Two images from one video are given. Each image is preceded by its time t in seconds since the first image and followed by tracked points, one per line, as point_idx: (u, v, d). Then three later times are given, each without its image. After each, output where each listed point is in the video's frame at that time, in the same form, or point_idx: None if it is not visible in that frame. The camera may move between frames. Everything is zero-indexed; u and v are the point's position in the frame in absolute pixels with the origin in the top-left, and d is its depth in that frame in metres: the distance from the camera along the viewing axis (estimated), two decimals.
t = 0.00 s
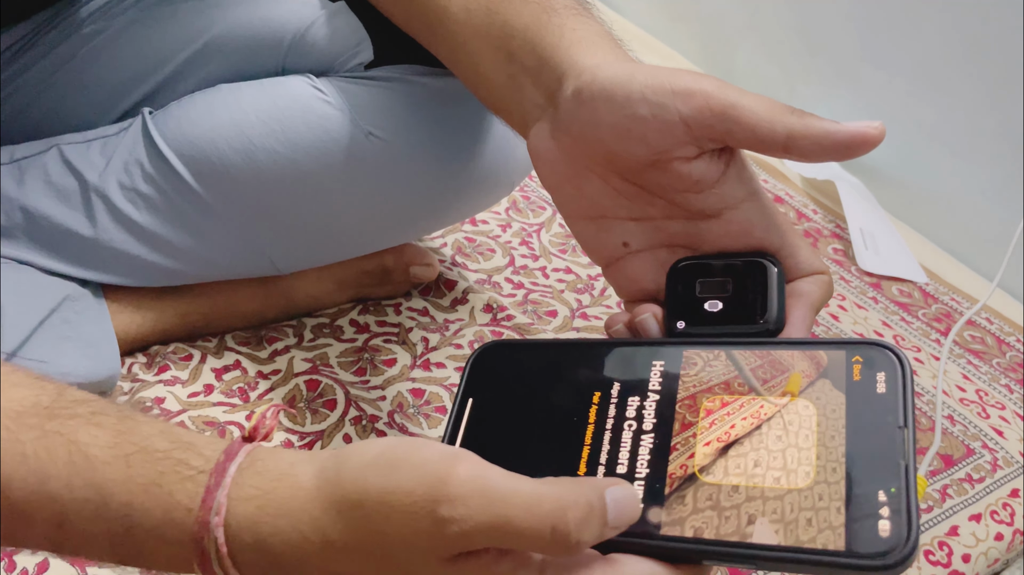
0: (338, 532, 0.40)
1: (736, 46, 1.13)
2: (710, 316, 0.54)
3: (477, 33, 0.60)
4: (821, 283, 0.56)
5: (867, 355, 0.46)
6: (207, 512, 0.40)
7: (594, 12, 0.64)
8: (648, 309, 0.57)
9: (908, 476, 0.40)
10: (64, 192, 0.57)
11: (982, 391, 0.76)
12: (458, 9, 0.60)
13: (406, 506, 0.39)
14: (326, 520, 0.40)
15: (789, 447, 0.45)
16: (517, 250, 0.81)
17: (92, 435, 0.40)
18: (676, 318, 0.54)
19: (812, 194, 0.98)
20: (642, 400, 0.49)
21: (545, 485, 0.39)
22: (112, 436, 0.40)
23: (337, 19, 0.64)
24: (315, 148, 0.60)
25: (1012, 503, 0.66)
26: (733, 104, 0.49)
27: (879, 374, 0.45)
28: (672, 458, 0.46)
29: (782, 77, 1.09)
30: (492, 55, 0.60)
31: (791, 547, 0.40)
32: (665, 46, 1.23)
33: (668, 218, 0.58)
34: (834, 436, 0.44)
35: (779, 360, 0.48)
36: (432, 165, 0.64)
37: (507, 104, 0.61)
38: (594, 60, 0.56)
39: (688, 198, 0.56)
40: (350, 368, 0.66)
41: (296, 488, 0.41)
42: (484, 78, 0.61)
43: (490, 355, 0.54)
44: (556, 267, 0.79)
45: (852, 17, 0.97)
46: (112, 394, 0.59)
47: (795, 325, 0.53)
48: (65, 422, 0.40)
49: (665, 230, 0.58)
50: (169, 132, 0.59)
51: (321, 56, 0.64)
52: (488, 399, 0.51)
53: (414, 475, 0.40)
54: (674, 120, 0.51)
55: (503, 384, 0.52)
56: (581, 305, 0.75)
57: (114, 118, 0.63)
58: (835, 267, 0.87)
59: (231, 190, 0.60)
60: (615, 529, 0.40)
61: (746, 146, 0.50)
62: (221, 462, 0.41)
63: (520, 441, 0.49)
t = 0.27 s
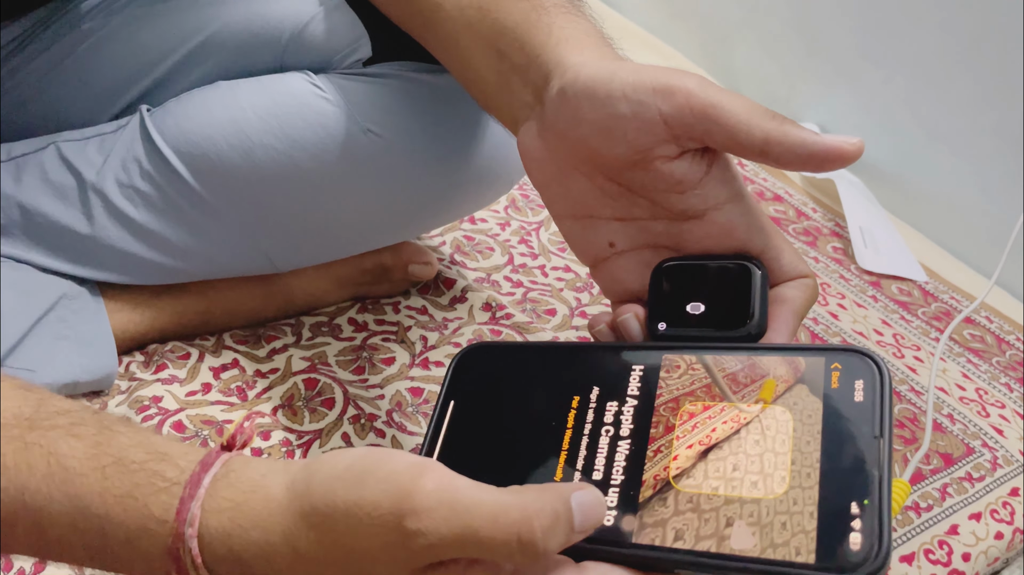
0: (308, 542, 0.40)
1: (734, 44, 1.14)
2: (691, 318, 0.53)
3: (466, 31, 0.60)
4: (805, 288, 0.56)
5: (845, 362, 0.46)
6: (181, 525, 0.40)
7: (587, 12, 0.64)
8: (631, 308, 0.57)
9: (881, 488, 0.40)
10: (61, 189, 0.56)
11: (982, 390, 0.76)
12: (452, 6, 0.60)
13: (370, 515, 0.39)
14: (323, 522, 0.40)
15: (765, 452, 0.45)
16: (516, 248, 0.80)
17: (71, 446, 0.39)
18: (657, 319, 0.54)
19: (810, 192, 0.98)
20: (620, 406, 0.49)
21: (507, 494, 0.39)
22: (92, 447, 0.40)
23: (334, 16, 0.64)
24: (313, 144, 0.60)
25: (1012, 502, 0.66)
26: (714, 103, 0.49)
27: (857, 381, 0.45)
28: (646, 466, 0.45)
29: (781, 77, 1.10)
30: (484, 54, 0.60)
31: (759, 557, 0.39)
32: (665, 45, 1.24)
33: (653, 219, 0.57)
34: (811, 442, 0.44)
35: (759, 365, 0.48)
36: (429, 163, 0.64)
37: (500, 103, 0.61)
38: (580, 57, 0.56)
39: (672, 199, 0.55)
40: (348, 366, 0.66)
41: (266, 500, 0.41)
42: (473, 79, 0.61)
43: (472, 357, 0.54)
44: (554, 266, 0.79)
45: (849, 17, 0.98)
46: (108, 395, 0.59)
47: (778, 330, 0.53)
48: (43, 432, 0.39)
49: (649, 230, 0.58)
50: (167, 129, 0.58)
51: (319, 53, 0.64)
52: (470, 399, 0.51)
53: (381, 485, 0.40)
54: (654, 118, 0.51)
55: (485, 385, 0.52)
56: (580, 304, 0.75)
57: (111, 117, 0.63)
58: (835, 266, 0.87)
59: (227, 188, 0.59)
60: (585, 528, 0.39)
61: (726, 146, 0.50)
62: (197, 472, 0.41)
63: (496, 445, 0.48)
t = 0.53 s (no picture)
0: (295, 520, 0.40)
1: (733, 43, 1.15)
2: (689, 307, 0.53)
3: (466, 25, 0.60)
4: (806, 280, 0.55)
5: (841, 351, 0.46)
6: (168, 502, 0.40)
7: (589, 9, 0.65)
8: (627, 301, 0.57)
9: (874, 475, 0.40)
10: (59, 187, 0.56)
11: (980, 388, 0.76)
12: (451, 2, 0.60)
13: (355, 490, 0.39)
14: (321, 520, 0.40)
15: (760, 439, 0.44)
16: (514, 247, 0.80)
17: (59, 425, 0.40)
18: (654, 309, 0.54)
19: (809, 190, 0.98)
20: (614, 390, 0.49)
21: (493, 466, 0.39)
22: (80, 425, 0.40)
23: (332, 13, 0.64)
24: (311, 141, 0.60)
25: (1010, 501, 0.66)
26: (715, 95, 0.49)
27: (853, 371, 0.45)
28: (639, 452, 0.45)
29: (780, 76, 1.10)
30: (484, 51, 0.60)
31: (756, 544, 0.39)
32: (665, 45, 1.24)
33: (653, 211, 0.57)
34: (803, 429, 0.44)
35: (752, 355, 0.48)
36: (428, 161, 0.64)
37: (497, 99, 0.61)
38: (580, 51, 0.56)
39: (671, 188, 0.55)
40: (346, 365, 0.66)
41: (256, 475, 0.41)
42: (472, 75, 0.61)
43: (466, 339, 0.54)
44: (553, 265, 0.79)
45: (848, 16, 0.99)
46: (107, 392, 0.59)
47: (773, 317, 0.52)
48: (31, 412, 0.40)
49: (649, 222, 0.58)
50: (165, 126, 0.58)
51: (318, 51, 0.64)
52: (463, 382, 0.51)
53: (365, 461, 0.39)
54: (655, 109, 0.52)
55: (478, 367, 0.52)
56: (578, 303, 0.75)
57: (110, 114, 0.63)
58: (833, 264, 0.87)
59: (226, 186, 0.59)
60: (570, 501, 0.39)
61: (724, 140, 0.51)
62: (185, 450, 0.41)
63: (489, 428, 0.48)
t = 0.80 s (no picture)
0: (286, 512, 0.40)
1: (734, 42, 1.15)
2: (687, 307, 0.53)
3: (467, 23, 0.60)
4: (806, 282, 0.54)
5: (839, 355, 0.46)
6: (162, 496, 0.39)
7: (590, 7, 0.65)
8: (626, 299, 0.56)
9: (869, 482, 0.39)
10: (57, 184, 0.56)
11: (980, 387, 0.76)
12: None
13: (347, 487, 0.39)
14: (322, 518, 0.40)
15: (757, 443, 0.44)
16: (513, 245, 0.80)
17: (53, 420, 0.40)
18: (653, 308, 0.53)
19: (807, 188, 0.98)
20: (610, 389, 0.49)
21: (486, 464, 0.39)
22: (74, 421, 0.40)
23: (331, 12, 0.63)
24: (310, 139, 0.60)
25: (1010, 499, 0.66)
26: (715, 97, 0.50)
27: (850, 376, 0.45)
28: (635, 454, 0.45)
29: (780, 75, 1.11)
30: (486, 49, 0.60)
31: (752, 549, 0.39)
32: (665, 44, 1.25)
33: (652, 211, 0.57)
34: (797, 431, 0.44)
35: (750, 355, 0.48)
36: (427, 159, 0.64)
37: (497, 98, 0.61)
38: (580, 49, 0.56)
39: (671, 188, 0.55)
40: (345, 364, 0.65)
41: (248, 470, 0.41)
42: (474, 74, 0.61)
43: (461, 337, 0.53)
44: (553, 263, 0.79)
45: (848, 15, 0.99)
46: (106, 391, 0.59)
47: (773, 321, 0.52)
48: (25, 406, 0.39)
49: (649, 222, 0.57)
50: (164, 124, 0.58)
51: (318, 49, 0.64)
52: (459, 379, 0.51)
53: (359, 458, 0.40)
54: (656, 108, 0.52)
55: (475, 364, 0.52)
56: (578, 301, 0.75)
57: (109, 111, 0.63)
58: (833, 263, 0.87)
59: (224, 184, 0.59)
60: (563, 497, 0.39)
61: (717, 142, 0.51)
62: (177, 446, 0.41)
63: (483, 426, 0.48)
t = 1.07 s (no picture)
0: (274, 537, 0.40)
1: (734, 41, 1.15)
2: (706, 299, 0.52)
3: (472, 20, 0.60)
4: (822, 278, 0.55)
5: (838, 395, 0.45)
6: (151, 517, 0.39)
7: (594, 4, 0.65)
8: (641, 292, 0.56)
9: (864, 529, 0.40)
10: (57, 183, 0.56)
11: (980, 386, 0.76)
12: None
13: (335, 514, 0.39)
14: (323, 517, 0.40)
15: (755, 476, 0.45)
16: (513, 244, 0.80)
17: (45, 436, 0.39)
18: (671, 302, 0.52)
19: (806, 187, 0.99)
20: (606, 420, 0.49)
21: (477, 499, 0.38)
22: (66, 436, 0.39)
23: (332, 9, 0.63)
24: (310, 138, 0.60)
25: (1009, 499, 0.66)
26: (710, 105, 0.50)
27: (848, 416, 0.44)
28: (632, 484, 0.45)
29: (780, 74, 1.11)
30: (491, 45, 0.60)
31: None
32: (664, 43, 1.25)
33: (665, 206, 0.57)
34: (788, 467, 0.44)
35: (752, 389, 0.47)
36: (428, 157, 0.64)
37: (502, 94, 0.61)
38: (592, 46, 0.57)
39: (684, 184, 0.55)
40: (345, 363, 0.65)
41: (238, 493, 0.40)
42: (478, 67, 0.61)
43: (458, 360, 0.54)
44: (552, 262, 0.79)
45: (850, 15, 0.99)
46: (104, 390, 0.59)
47: (794, 311, 0.51)
48: (17, 421, 0.39)
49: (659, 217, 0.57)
50: (163, 123, 0.58)
51: (318, 47, 0.64)
52: (454, 403, 0.51)
53: (345, 487, 0.39)
54: (654, 114, 0.52)
55: (471, 389, 0.52)
56: (578, 300, 0.74)
57: (108, 110, 0.62)
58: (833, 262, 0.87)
59: (224, 182, 0.59)
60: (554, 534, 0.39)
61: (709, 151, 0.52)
62: (168, 465, 0.40)
63: (477, 454, 0.48)
